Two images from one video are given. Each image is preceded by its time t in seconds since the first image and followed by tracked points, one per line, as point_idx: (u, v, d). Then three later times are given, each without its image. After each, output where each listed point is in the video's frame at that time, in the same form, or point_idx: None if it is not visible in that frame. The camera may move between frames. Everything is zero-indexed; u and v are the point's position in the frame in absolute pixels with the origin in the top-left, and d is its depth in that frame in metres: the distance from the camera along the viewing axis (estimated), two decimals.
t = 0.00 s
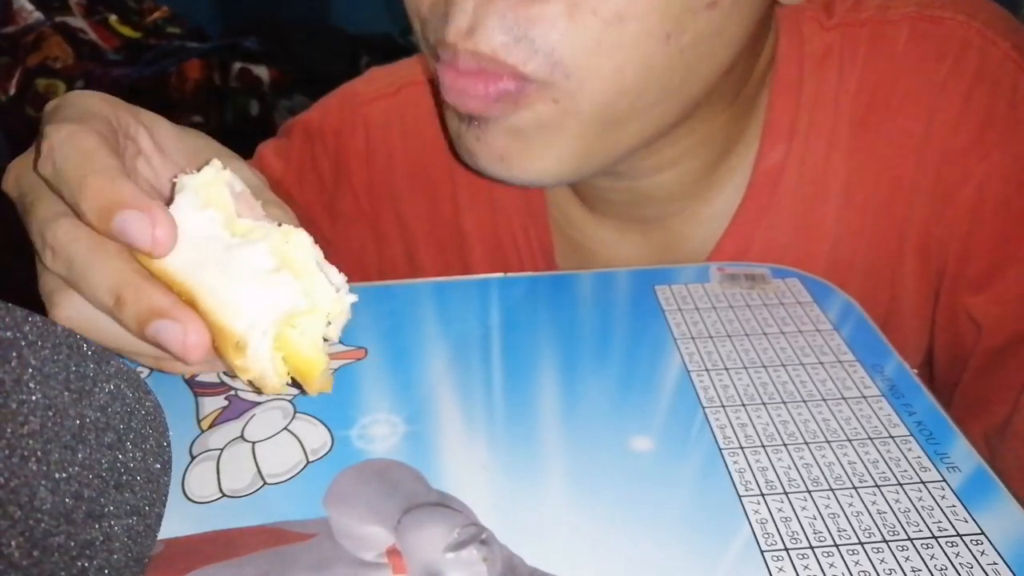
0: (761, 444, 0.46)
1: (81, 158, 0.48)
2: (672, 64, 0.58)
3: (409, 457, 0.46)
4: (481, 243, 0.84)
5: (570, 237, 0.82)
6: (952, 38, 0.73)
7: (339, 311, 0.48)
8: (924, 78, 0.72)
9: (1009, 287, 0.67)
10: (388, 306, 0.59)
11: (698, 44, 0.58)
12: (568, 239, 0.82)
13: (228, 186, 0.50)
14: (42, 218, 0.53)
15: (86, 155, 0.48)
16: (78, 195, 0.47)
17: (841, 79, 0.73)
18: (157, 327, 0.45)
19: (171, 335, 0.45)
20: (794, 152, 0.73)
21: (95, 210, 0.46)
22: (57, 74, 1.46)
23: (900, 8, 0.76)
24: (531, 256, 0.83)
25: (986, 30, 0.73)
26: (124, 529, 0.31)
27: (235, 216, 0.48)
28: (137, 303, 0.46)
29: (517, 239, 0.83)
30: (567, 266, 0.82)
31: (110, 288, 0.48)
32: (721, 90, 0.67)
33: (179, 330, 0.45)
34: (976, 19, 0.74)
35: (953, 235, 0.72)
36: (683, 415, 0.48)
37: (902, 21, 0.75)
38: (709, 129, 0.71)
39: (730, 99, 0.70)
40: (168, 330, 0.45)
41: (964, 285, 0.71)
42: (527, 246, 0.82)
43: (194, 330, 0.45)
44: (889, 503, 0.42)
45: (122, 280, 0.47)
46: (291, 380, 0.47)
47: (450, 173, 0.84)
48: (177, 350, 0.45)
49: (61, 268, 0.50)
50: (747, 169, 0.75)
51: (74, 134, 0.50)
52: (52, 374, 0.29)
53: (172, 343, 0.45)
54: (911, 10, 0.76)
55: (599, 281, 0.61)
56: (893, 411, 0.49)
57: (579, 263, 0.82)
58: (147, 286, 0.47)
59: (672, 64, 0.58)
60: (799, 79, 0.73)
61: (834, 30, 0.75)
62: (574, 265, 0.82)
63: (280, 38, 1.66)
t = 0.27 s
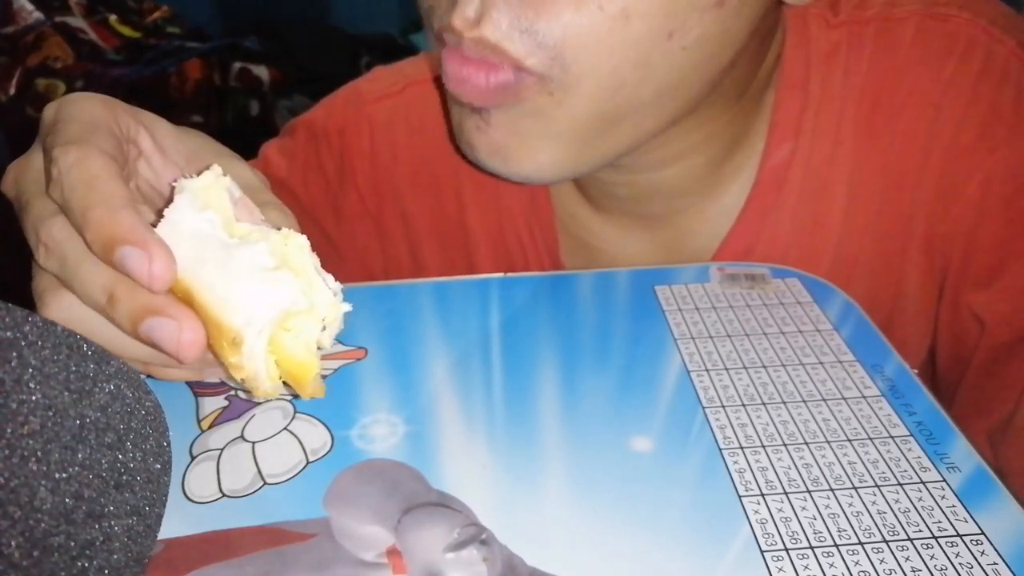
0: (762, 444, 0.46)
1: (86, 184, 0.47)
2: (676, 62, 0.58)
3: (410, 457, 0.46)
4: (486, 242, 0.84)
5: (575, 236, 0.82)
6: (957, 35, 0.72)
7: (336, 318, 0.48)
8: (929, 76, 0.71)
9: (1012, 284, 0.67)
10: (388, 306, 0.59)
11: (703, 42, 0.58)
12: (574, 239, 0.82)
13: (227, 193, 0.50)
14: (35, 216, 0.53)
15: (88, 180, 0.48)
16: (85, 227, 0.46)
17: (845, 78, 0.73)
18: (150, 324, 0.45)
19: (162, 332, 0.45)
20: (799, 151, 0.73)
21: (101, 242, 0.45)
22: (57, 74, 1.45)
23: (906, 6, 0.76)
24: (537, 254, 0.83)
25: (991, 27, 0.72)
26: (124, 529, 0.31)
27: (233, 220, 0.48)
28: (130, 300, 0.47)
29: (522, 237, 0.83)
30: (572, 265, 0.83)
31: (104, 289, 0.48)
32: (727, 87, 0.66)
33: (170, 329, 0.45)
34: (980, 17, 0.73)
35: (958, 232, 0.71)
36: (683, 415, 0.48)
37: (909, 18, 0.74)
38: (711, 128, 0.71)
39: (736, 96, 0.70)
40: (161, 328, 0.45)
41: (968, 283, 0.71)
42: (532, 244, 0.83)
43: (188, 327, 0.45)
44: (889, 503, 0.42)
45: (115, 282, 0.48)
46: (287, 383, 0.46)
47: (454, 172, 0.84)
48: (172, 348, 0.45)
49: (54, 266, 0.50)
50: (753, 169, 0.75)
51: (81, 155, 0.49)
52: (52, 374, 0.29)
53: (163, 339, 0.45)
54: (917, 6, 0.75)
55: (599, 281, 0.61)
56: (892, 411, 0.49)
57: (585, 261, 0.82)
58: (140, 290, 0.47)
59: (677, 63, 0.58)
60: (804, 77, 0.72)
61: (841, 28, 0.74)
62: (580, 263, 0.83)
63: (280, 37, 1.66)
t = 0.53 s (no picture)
0: (761, 444, 0.46)
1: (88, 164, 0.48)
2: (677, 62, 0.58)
3: (409, 457, 0.46)
4: (486, 241, 0.84)
5: (576, 237, 0.82)
6: (958, 35, 0.72)
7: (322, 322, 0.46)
8: (929, 76, 0.71)
9: (1013, 283, 0.67)
10: (388, 306, 0.59)
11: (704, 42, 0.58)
12: (576, 240, 0.82)
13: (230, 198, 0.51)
14: (29, 200, 0.53)
15: (93, 160, 0.48)
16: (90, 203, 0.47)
17: (845, 79, 0.73)
18: (139, 303, 0.45)
19: (151, 313, 0.45)
20: (800, 150, 0.73)
21: (110, 215, 0.46)
22: (57, 74, 1.46)
23: (905, 6, 0.75)
24: (538, 254, 0.83)
25: (992, 27, 0.72)
26: (124, 529, 0.31)
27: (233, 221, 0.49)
28: (118, 279, 0.46)
29: (522, 235, 0.83)
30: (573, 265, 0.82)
31: (92, 269, 0.48)
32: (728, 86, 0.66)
33: (160, 310, 0.45)
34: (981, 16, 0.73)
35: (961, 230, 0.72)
36: (682, 415, 0.48)
37: (908, 17, 0.74)
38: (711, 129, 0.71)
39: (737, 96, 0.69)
40: (149, 310, 0.45)
41: (967, 282, 0.72)
42: (532, 243, 0.83)
43: (178, 308, 0.45)
44: (889, 503, 0.42)
45: (104, 263, 0.47)
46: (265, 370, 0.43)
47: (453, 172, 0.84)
48: (160, 329, 0.45)
49: (44, 247, 0.51)
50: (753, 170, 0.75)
51: (79, 138, 0.50)
52: (52, 374, 0.29)
53: (149, 321, 0.45)
54: (914, 6, 0.75)
55: (599, 281, 0.61)
56: (892, 411, 0.49)
57: (586, 262, 0.82)
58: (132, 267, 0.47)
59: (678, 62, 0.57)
60: (806, 77, 0.72)
61: (841, 27, 0.74)
62: (581, 264, 0.82)
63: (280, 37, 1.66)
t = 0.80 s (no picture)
0: (761, 444, 0.46)
1: (87, 165, 0.48)
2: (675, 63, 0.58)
3: (409, 457, 0.46)
4: (486, 242, 0.84)
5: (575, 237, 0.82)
6: (957, 35, 0.72)
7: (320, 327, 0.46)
8: (929, 76, 0.71)
9: (1013, 283, 0.68)
10: (388, 306, 0.59)
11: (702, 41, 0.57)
12: (576, 241, 0.82)
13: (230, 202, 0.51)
14: (28, 198, 0.54)
15: (93, 160, 0.48)
16: (91, 206, 0.47)
17: (845, 79, 0.73)
18: (137, 304, 0.45)
19: (148, 314, 0.45)
20: (799, 149, 0.73)
21: (112, 222, 0.46)
22: (57, 74, 1.46)
23: (904, 6, 0.75)
24: (538, 255, 0.83)
25: (991, 26, 0.72)
26: (124, 529, 0.31)
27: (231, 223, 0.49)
28: (116, 280, 0.47)
29: (522, 235, 0.83)
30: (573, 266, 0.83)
31: (90, 270, 0.48)
32: (727, 85, 0.66)
33: (157, 310, 0.45)
34: (980, 15, 0.73)
35: (960, 230, 0.72)
36: (682, 415, 0.48)
37: (907, 17, 0.74)
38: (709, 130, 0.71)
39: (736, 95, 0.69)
40: (145, 311, 0.45)
41: (968, 281, 0.72)
42: (532, 244, 0.83)
43: (174, 310, 0.45)
44: (889, 503, 0.42)
45: (102, 263, 0.47)
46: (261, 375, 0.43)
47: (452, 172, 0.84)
48: (155, 332, 0.45)
49: (41, 247, 0.51)
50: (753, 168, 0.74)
51: (79, 138, 0.50)
52: (52, 374, 0.29)
53: (145, 322, 0.45)
54: (913, 6, 0.74)
55: (599, 281, 0.61)
56: (892, 411, 0.49)
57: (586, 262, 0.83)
58: (131, 268, 0.47)
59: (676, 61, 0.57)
60: (805, 77, 0.72)
61: (840, 27, 0.74)
62: (581, 265, 0.83)
63: (280, 36, 1.66)
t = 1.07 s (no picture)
0: (761, 444, 0.46)
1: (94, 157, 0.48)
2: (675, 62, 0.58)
3: (409, 457, 0.46)
4: (487, 241, 0.84)
5: (577, 236, 0.82)
6: (958, 35, 0.72)
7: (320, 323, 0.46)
8: (929, 75, 0.71)
9: (1013, 283, 0.68)
10: (388, 306, 0.59)
11: (702, 40, 0.57)
12: (579, 239, 0.82)
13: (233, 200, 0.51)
14: (29, 195, 0.53)
15: (99, 152, 0.48)
16: (97, 197, 0.47)
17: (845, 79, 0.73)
18: (128, 315, 0.45)
19: (138, 325, 0.45)
20: (800, 149, 0.73)
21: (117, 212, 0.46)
22: (57, 74, 1.46)
23: (905, 5, 0.75)
24: (539, 254, 0.83)
25: (992, 26, 0.72)
26: (124, 529, 0.31)
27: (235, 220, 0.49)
28: (106, 289, 0.47)
29: (523, 234, 0.83)
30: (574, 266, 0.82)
31: (80, 278, 0.48)
32: (726, 84, 0.66)
33: (147, 320, 0.45)
34: (981, 15, 0.73)
35: (960, 230, 0.72)
36: (682, 415, 0.48)
37: (908, 17, 0.74)
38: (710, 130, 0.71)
39: (737, 94, 0.69)
40: (136, 320, 0.45)
41: (967, 281, 0.72)
42: (534, 242, 0.83)
43: (166, 321, 0.45)
44: (889, 503, 0.42)
45: (92, 271, 0.48)
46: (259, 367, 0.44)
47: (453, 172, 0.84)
48: (149, 341, 0.46)
49: (34, 253, 0.51)
50: (753, 168, 0.74)
51: (86, 130, 0.51)
52: (52, 374, 0.29)
53: (138, 331, 0.45)
54: (914, 5, 0.75)
55: (599, 281, 0.61)
56: (892, 411, 0.49)
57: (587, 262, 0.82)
58: (121, 276, 0.47)
59: (676, 60, 0.57)
60: (805, 77, 0.72)
61: (840, 27, 0.74)
62: (582, 265, 0.82)
63: (280, 36, 1.66)
